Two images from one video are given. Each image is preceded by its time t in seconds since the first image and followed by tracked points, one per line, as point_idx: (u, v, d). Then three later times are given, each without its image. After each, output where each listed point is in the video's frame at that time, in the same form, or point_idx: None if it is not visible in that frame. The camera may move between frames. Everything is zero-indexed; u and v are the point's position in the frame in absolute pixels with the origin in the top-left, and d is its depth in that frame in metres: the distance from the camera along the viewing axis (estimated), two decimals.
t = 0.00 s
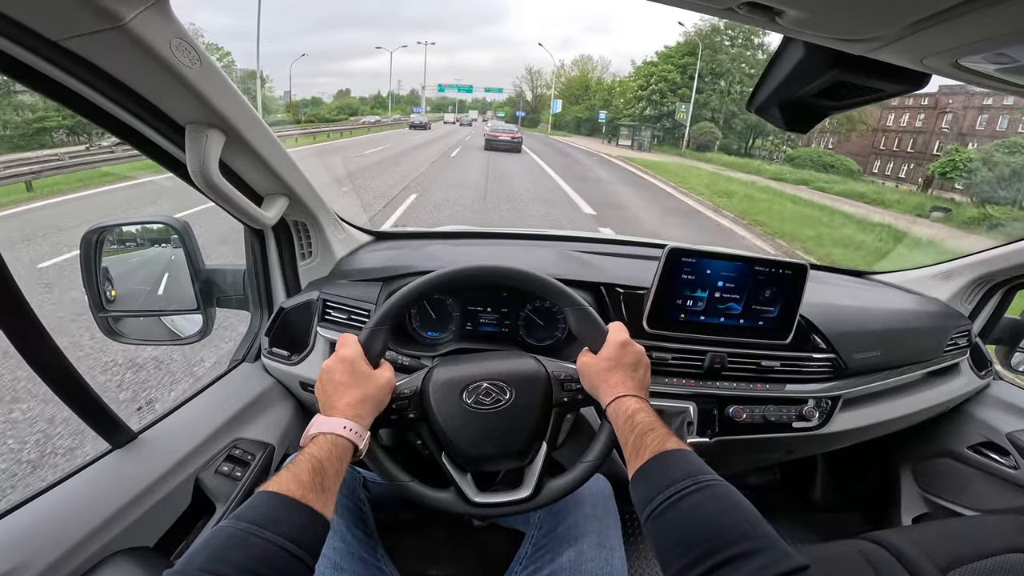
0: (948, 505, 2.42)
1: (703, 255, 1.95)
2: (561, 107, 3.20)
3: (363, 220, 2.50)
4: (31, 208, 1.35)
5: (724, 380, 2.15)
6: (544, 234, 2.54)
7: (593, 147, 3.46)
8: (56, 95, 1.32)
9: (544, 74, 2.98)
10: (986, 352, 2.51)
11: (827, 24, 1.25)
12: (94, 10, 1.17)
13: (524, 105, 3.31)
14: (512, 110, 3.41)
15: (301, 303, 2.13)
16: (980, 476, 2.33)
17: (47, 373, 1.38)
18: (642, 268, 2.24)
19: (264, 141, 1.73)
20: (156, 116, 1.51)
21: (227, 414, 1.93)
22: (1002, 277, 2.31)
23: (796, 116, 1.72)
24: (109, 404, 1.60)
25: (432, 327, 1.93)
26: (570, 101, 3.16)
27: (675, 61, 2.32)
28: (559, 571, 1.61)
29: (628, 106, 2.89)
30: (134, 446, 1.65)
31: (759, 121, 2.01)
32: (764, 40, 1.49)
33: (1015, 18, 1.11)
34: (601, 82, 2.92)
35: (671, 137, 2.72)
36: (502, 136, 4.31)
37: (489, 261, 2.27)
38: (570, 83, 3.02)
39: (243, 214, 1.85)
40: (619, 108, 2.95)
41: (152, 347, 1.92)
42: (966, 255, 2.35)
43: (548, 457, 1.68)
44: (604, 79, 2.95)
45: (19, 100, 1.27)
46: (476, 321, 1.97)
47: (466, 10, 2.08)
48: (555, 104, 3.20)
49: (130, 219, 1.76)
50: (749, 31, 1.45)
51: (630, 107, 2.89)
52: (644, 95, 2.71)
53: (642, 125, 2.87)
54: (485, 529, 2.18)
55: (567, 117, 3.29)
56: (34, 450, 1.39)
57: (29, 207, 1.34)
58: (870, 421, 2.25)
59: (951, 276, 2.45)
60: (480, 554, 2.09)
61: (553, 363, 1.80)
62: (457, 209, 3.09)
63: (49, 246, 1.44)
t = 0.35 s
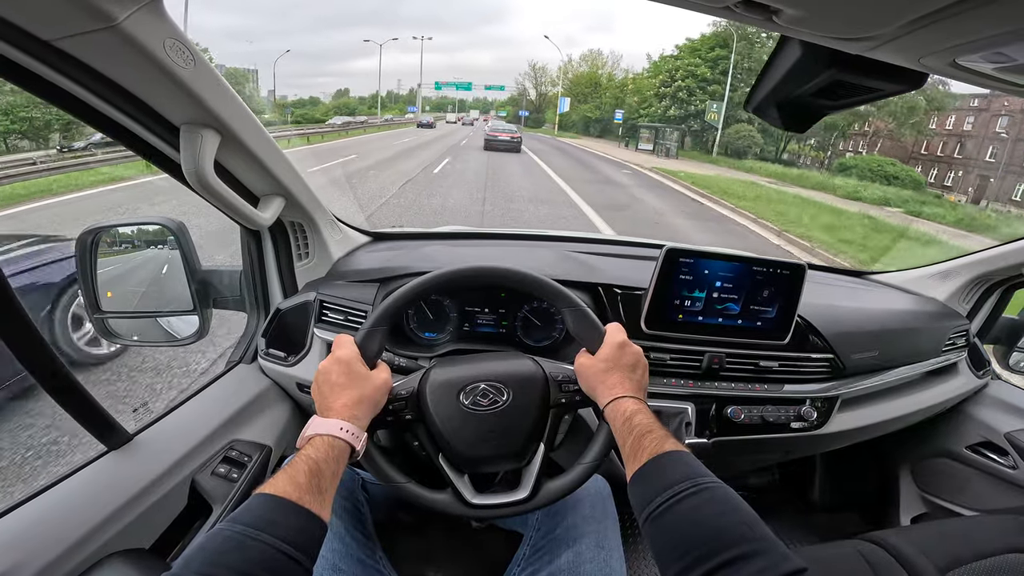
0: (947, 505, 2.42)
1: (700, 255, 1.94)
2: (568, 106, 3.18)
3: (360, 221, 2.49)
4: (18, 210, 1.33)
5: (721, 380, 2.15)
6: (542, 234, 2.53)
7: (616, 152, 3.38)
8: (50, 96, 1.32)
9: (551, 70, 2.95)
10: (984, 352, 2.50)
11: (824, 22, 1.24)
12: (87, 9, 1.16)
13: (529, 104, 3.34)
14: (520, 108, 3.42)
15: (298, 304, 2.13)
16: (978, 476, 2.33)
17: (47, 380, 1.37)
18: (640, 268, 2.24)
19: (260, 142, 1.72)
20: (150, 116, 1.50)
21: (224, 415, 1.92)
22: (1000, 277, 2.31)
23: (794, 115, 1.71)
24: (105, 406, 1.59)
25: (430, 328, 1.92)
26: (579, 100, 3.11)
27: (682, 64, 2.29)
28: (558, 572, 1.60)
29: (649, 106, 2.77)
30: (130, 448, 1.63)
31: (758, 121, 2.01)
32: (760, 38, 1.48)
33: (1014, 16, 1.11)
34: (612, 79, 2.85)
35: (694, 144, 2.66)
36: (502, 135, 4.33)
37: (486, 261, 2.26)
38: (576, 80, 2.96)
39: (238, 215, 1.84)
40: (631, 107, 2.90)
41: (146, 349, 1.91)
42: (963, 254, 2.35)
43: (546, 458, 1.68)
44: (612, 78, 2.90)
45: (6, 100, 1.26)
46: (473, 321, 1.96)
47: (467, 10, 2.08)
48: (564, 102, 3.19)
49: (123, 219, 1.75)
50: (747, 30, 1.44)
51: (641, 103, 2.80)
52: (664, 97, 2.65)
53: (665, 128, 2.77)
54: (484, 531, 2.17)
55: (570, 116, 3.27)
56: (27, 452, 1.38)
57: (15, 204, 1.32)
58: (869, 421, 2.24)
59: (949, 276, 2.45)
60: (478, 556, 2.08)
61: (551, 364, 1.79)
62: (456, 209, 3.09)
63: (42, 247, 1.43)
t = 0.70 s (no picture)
0: (942, 502, 2.44)
1: (695, 256, 1.96)
2: (578, 104, 3.14)
3: (359, 223, 2.51)
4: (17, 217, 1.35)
5: (718, 379, 2.17)
6: (539, 235, 2.55)
7: (630, 156, 3.28)
8: (53, 104, 1.34)
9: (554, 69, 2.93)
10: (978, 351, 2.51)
11: (815, 28, 1.26)
12: (87, 18, 1.18)
13: (532, 102, 3.32)
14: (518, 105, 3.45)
15: (299, 306, 2.15)
16: (973, 473, 2.35)
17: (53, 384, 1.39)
18: (636, 269, 2.26)
19: (258, 146, 1.74)
20: (149, 122, 1.52)
21: (226, 416, 1.94)
22: (994, 276, 2.32)
23: (786, 117, 1.73)
24: (109, 408, 1.61)
25: (429, 329, 1.95)
26: (588, 97, 3.05)
27: (679, 73, 2.28)
28: (556, 570, 1.62)
29: (675, 108, 2.54)
30: (135, 449, 1.66)
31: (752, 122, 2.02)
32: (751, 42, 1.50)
33: (1001, 22, 1.12)
34: (626, 75, 2.71)
35: (726, 149, 2.48)
36: (501, 134, 4.14)
37: (483, 262, 2.29)
38: (586, 76, 2.87)
39: (237, 218, 1.86)
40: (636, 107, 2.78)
41: (145, 351, 1.95)
42: (957, 253, 2.37)
43: (543, 457, 1.71)
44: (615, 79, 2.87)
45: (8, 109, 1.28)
46: (472, 322, 1.98)
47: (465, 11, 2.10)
48: (573, 98, 3.10)
49: (124, 223, 1.76)
50: (739, 34, 1.46)
51: (661, 102, 2.62)
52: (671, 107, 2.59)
53: (696, 131, 2.55)
54: (483, 529, 2.19)
55: (577, 116, 3.30)
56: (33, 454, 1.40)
57: (4, 211, 1.31)
58: (865, 419, 2.26)
59: (943, 275, 2.47)
60: (478, 553, 2.10)
61: (548, 366, 1.81)
62: (455, 210, 3.10)
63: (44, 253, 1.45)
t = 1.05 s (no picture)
0: (944, 502, 2.43)
1: (695, 255, 1.95)
2: (590, 103, 3.06)
3: (357, 223, 2.50)
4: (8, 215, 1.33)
5: (718, 379, 2.16)
6: (539, 235, 2.54)
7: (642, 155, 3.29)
8: (48, 103, 1.33)
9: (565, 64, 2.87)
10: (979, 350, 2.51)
11: (816, 23, 1.25)
12: (79, 15, 1.17)
13: (537, 102, 3.24)
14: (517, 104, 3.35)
15: (295, 308, 2.13)
16: (975, 473, 2.34)
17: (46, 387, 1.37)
18: (636, 268, 2.25)
19: (254, 145, 1.72)
20: (143, 120, 1.50)
21: (222, 418, 1.92)
22: (993, 275, 2.32)
23: (786, 115, 1.72)
24: (103, 411, 1.59)
25: (427, 330, 1.93)
26: (602, 96, 3.03)
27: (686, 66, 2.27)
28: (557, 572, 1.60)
29: (706, 110, 2.43)
30: (129, 452, 1.63)
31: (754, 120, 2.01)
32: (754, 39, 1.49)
33: (1004, 17, 1.11)
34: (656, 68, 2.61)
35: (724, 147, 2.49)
36: (501, 135, 4.26)
37: (482, 262, 2.27)
38: (597, 72, 2.85)
39: (233, 218, 1.84)
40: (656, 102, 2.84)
41: (142, 353, 1.91)
42: (957, 252, 2.36)
43: (542, 459, 1.69)
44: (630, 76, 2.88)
45: None
46: (471, 323, 1.96)
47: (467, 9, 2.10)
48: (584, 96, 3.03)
49: (115, 222, 1.74)
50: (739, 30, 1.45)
51: (683, 99, 2.63)
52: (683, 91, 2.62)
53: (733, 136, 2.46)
54: (483, 532, 2.17)
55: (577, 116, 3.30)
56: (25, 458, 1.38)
57: None
58: (866, 419, 2.25)
59: (943, 273, 2.46)
60: (477, 555, 2.08)
61: (548, 368, 1.79)
62: (454, 210, 3.09)
63: (36, 252, 1.43)
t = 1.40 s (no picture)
0: (944, 501, 2.42)
1: (693, 254, 1.95)
2: (606, 101, 2.92)
3: (354, 223, 2.50)
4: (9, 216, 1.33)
5: (716, 379, 2.15)
6: (537, 234, 2.55)
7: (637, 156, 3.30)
8: (46, 106, 1.34)
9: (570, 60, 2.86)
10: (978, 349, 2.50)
11: (810, 20, 1.24)
12: (70, 15, 1.16)
13: (542, 101, 3.23)
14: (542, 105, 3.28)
15: (292, 308, 2.12)
16: (975, 472, 2.33)
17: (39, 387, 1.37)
18: (633, 267, 2.25)
19: (249, 145, 1.72)
20: (137, 120, 1.49)
21: (219, 418, 1.91)
22: (991, 274, 2.31)
23: (783, 114, 1.72)
24: (98, 411, 1.58)
25: (424, 330, 1.92)
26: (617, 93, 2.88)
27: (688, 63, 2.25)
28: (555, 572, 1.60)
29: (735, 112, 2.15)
30: (124, 452, 1.63)
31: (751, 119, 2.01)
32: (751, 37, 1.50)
33: (998, 14, 1.11)
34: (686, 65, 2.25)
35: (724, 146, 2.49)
36: (501, 136, 4.39)
37: (480, 262, 2.27)
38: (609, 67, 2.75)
39: (229, 218, 1.84)
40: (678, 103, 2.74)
41: (139, 354, 1.91)
42: (956, 250, 2.36)
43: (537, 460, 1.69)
44: (641, 76, 2.82)
45: None
46: (468, 323, 1.95)
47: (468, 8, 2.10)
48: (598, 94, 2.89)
49: (113, 224, 1.73)
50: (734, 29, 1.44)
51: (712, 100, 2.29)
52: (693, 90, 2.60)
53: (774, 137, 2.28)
54: (481, 532, 2.17)
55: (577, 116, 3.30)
56: (21, 459, 1.37)
57: None
58: (865, 418, 2.25)
59: (942, 272, 2.46)
60: (476, 555, 2.07)
61: (546, 369, 1.78)
62: (454, 211, 3.09)
63: (31, 252, 1.42)
